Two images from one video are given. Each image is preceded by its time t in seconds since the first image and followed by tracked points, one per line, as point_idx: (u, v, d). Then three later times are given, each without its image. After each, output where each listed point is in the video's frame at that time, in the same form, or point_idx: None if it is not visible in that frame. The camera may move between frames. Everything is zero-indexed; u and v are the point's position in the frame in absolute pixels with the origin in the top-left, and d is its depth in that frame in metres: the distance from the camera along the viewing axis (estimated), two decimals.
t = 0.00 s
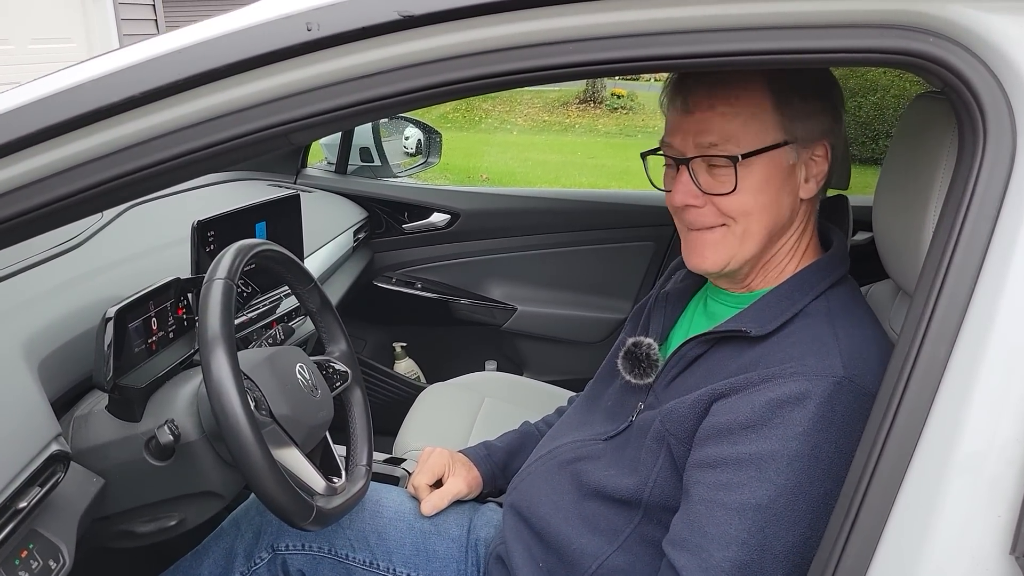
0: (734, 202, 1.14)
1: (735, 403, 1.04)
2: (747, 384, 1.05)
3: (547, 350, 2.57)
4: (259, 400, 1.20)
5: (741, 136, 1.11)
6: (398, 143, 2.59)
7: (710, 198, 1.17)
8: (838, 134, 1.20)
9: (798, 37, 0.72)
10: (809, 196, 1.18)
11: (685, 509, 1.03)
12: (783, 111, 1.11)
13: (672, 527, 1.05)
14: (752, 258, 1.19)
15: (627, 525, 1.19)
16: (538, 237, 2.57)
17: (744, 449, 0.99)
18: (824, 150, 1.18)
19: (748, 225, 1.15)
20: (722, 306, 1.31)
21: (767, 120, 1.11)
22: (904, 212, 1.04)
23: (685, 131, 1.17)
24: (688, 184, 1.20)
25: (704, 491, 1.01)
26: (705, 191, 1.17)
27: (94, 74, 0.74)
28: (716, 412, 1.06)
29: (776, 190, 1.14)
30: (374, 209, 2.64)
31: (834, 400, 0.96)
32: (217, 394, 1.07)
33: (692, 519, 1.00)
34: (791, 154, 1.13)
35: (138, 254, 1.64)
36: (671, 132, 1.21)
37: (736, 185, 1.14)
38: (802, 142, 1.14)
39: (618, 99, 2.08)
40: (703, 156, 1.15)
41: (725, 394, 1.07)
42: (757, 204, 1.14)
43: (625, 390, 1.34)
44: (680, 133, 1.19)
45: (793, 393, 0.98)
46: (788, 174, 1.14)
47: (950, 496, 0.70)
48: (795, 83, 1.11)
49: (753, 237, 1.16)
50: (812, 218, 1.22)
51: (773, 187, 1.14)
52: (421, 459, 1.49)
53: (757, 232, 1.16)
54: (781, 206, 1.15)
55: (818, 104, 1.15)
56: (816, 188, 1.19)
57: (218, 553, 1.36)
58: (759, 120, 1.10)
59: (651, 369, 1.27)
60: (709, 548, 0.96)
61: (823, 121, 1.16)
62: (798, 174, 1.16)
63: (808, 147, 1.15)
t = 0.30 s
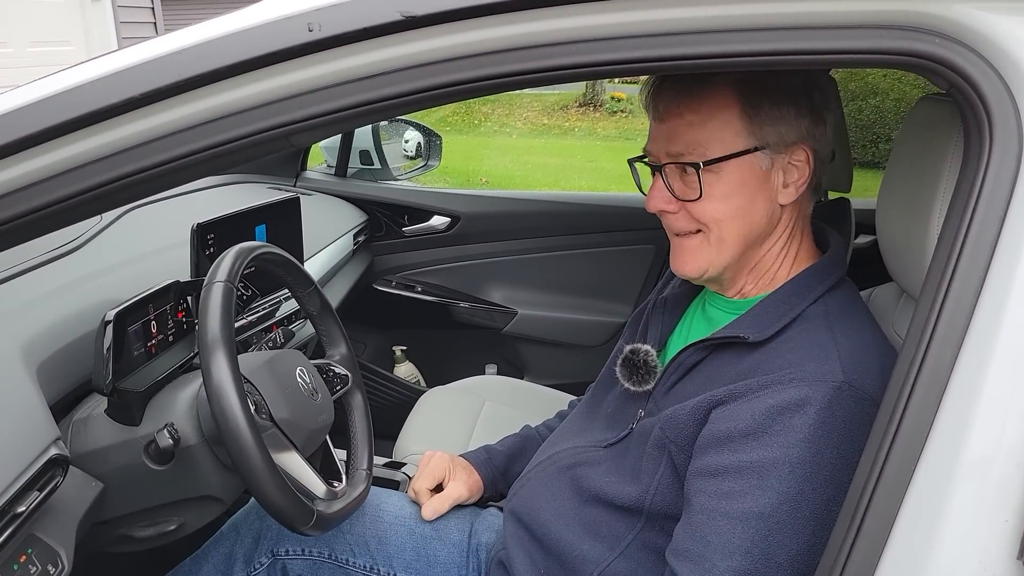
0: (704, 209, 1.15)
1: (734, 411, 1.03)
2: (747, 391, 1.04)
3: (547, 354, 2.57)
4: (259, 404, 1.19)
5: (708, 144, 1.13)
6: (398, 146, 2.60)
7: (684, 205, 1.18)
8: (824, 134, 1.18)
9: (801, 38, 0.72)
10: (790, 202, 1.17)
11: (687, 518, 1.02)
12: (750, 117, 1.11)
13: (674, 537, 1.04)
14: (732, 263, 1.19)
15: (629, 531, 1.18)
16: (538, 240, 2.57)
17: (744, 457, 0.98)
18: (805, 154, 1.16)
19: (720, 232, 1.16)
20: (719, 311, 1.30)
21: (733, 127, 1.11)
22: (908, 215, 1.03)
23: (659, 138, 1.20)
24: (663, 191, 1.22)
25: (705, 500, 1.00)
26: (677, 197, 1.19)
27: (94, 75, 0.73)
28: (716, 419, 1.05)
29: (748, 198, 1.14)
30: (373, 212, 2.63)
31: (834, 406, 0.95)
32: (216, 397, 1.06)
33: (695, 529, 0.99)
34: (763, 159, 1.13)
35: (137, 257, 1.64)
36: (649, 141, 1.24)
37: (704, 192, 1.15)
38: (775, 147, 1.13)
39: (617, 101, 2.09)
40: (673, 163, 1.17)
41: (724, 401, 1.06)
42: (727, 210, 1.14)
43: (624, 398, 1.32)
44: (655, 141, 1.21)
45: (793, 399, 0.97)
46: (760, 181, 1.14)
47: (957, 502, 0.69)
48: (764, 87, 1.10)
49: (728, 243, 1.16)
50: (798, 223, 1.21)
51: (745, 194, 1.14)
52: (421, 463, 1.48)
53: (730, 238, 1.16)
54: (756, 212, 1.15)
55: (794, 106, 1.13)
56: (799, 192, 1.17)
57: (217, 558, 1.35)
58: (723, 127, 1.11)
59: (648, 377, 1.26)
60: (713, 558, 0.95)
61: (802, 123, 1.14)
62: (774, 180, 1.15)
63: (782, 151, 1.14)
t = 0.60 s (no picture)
0: (711, 185, 1.17)
1: (738, 413, 1.03)
2: (751, 393, 1.03)
3: (547, 358, 2.56)
4: (258, 409, 1.18)
5: (728, 120, 1.14)
6: (397, 149, 2.59)
7: (694, 179, 1.21)
8: (847, 143, 1.17)
9: (803, 39, 0.71)
10: (799, 196, 1.16)
11: (689, 520, 1.02)
12: (772, 105, 1.12)
13: (677, 540, 1.03)
14: (731, 248, 1.19)
15: (631, 535, 1.17)
16: (537, 243, 2.56)
17: (748, 458, 0.97)
18: (823, 152, 1.15)
19: (722, 211, 1.17)
20: (723, 314, 1.30)
21: (753, 110, 1.12)
22: (910, 216, 1.03)
23: (686, 112, 1.22)
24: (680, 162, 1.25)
25: (708, 502, 0.99)
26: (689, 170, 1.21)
27: (93, 77, 0.73)
28: (719, 421, 1.05)
29: (753, 182, 1.15)
30: (372, 215, 2.63)
31: (838, 408, 0.94)
32: (215, 402, 1.05)
33: (697, 532, 0.99)
34: (777, 147, 1.13)
35: (136, 260, 1.63)
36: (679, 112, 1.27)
37: (714, 168, 1.17)
38: (793, 138, 1.13)
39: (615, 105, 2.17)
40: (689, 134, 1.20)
41: (728, 403, 1.06)
42: (733, 191, 1.16)
43: (627, 399, 1.32)
44: (683, 112, 1.23)
45: (797, 401, 0.97)
46: (769, 170, 1.14)
47: (962, 504, 0.68)
48: (793, 79, 1.10)
49: (727, 224, 1.17)
50: (807, 222, 1.19)
51: (752, 178, 1.14)
52: (421, 467, 1.48)
53: (732, 219, 1.17)
54: (761, 199, 1.15)
55: (819, 104, 1.13)
56: (810, 188, 1.16)
57: (216, 563, 1.34)
58: (745, 107, 1.13)
59: (651, 379, 1.26)
60: (715, 560, 0.95)
61: (823, 122, 1.14)
62: (786, 172, 1.15)
63: (800, 144, 1.13)
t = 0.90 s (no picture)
0: (705, 186, 1.17)
1: (739, 415, 1.03)
2: (751, 396, 1.03)
3: (546, 361, 2.56)
4: (256, 413, 1.18)
5: (721, 122, 1.15)
6: (396, 153, 2.61)
7: (690, 181, 1.21)
8: (844, 143, 1.16)
9: (801, 41, 0.71)
10: (794, 197, 1.15)
11: (690, 523, 1.02)
12: (766, 105, 1.12)
13: (677, 543, 1.03)
14: (726, 249, 1.20)
15: (631, 539, 1.17)
16: (536, 246, 2.56)
17: (748, 461, 0.97)
18: (818, 152, 1.15)
19: (716, 212, 1.17)
20: (722, 317, 1.30)
21: (746, 110, 1.12)
22: (909, 218, 1.03)
23: (683, 113, 1.22)
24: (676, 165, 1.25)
25: (709, 505, 0.99)
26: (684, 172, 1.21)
27: (91, 81, 0.73)
28: (720, 424, 1.05)
29: (748, 183, 1.15)
30: (370, 218, 2.63)
31: (839, 411, 0.94)
32: (214, 406, 1.05)
33: (698, 534, 0.99)
34: (771, 148, 1.13)
35: (134, 264, 1.63)
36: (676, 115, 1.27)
37: (708, 169, 1.17)
38: (787, 138, 1.13)
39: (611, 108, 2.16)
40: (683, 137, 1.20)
41: (728, 406, 1.06)
42: (727, 191, 1.16)
43: (627, 402, 1.32)
44: (679, 116, 1.24)
45: (797, 404, 0.97)
46: (764, 170, 1.14)
47: (962, 507, 0.68)
48: (787, 80, 1.10)
49: (722, 225, 1.17)
50: (803, 222, 1.19)
51: (747, 179, 1.14)
52: (420, 469, 1.48)
53: (727, 220, 1.17)
54: (755, 199, 1.15)
55: (812, 105, 1.13)
56: (806, 189, 1.16)
57: (215, 567, 1.34)
58: (739, 108, 1.13)
59: (651, 381, 1.26)
60: (716, 563, 0.95)
61: (818, 122, 1.14)
62: (780, 172, 1.14)
63: (794, 144, 1.13)
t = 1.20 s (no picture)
0: (697, 185, 1.17)
1: (735, 413, 1.02)
2: (748, 393, 1.03)
3: (542, 359, 2.55)
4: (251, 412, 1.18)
5: (711, 120, 1.15)
6: (390, 151, 2.58)
7: (682, 180, 1.21)
8: (835, 137, 1.16)
9: (796, 36, 0.71)
10: (787, 192, 1.15)
11: (687, 521, 1.01)
12: (755, 102, 1.11)
13: (675, 541, 1.03)
14: (721, 247, 1.20)
15: (629, 538, 1.16)
16: (531, 245, 2.56)
17: (745, 458, 0.97)
18: (808, 146, 1.14)
19: (710, 211, 1.17)
20: (718, 314, 1.30)
21: (736, 107, 1.12)
22: (906, 214, 1.03)
23: (673, 113, 1.22)
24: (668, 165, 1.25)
25: (707, 503, 0.99)
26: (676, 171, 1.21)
27: (84, 77, 0.72)
28: (717, 422, 1.04)
29: (740, 180, 1.14)
30: (366, 216, 2.63)
31: (836, 408, 0.94)
32: (208, 404, 1.04)
33: (695, 532, 0.98)
34: (762, 144, 1.12)
35: (128, 264, 1.62)
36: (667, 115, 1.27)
37: (700, 168, 1.17)
38: (778, 134, 1.12)
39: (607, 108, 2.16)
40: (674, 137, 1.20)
41: (725, 404, 1.05)
42: (719, 189, 1.16)
43: (623, 401, 1.31)
44: (669, 116, 1.24)
45: (794, 401, 0.97)
46: (755, 167, 1.13)
47: (960, 502, 0.68)
48: (776, 76, 1.10)
49: (715, 224, 1.18)
50: (798, 218, 1.19)
51: (739, 176, 1.14)
52: (416, 467, 1.47)
53: (721, 219, 1.17)
54: (748, 196, 1.15)
55: (801, 98, 1.12)
56: (798, 184, 1.15)
57: (210, 567, 1.33)
58: (728, 106, 1.13)
59: (648, 379, 1.26)
60: (714, 560, 0.94)
61: (808, 116, 1.13)
62: (773, 168, 1.14)
63: (785, 139, 1.13)
